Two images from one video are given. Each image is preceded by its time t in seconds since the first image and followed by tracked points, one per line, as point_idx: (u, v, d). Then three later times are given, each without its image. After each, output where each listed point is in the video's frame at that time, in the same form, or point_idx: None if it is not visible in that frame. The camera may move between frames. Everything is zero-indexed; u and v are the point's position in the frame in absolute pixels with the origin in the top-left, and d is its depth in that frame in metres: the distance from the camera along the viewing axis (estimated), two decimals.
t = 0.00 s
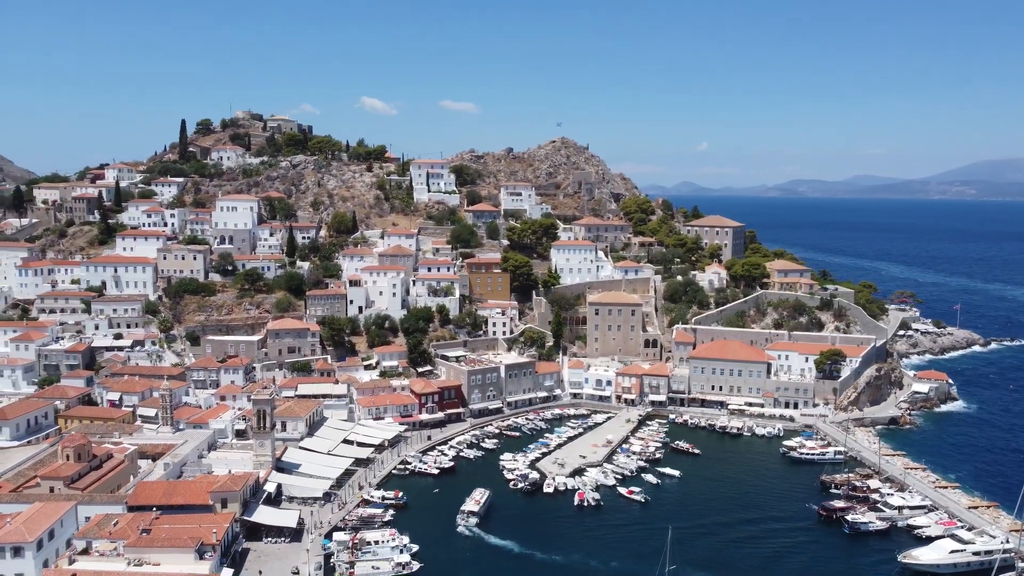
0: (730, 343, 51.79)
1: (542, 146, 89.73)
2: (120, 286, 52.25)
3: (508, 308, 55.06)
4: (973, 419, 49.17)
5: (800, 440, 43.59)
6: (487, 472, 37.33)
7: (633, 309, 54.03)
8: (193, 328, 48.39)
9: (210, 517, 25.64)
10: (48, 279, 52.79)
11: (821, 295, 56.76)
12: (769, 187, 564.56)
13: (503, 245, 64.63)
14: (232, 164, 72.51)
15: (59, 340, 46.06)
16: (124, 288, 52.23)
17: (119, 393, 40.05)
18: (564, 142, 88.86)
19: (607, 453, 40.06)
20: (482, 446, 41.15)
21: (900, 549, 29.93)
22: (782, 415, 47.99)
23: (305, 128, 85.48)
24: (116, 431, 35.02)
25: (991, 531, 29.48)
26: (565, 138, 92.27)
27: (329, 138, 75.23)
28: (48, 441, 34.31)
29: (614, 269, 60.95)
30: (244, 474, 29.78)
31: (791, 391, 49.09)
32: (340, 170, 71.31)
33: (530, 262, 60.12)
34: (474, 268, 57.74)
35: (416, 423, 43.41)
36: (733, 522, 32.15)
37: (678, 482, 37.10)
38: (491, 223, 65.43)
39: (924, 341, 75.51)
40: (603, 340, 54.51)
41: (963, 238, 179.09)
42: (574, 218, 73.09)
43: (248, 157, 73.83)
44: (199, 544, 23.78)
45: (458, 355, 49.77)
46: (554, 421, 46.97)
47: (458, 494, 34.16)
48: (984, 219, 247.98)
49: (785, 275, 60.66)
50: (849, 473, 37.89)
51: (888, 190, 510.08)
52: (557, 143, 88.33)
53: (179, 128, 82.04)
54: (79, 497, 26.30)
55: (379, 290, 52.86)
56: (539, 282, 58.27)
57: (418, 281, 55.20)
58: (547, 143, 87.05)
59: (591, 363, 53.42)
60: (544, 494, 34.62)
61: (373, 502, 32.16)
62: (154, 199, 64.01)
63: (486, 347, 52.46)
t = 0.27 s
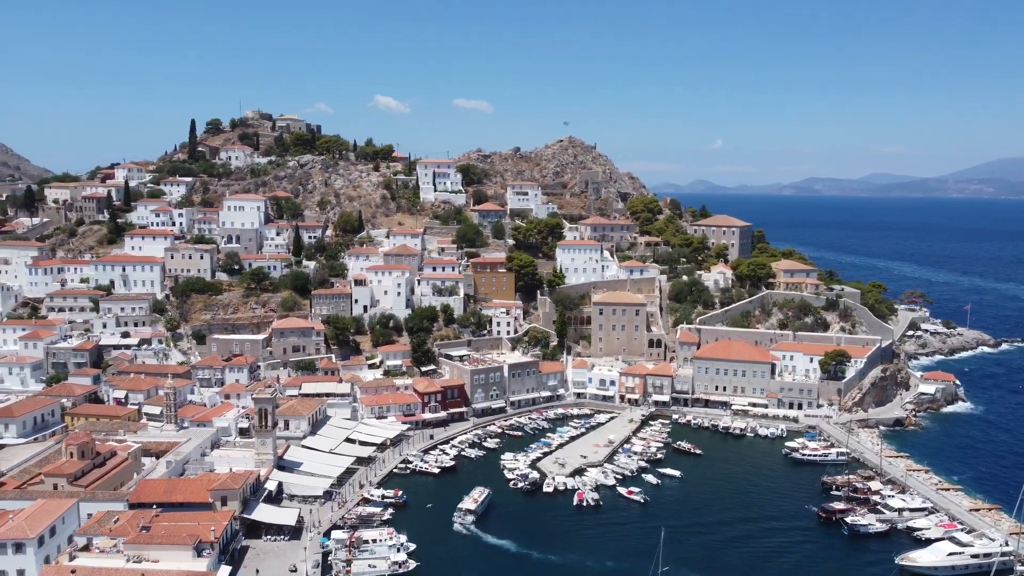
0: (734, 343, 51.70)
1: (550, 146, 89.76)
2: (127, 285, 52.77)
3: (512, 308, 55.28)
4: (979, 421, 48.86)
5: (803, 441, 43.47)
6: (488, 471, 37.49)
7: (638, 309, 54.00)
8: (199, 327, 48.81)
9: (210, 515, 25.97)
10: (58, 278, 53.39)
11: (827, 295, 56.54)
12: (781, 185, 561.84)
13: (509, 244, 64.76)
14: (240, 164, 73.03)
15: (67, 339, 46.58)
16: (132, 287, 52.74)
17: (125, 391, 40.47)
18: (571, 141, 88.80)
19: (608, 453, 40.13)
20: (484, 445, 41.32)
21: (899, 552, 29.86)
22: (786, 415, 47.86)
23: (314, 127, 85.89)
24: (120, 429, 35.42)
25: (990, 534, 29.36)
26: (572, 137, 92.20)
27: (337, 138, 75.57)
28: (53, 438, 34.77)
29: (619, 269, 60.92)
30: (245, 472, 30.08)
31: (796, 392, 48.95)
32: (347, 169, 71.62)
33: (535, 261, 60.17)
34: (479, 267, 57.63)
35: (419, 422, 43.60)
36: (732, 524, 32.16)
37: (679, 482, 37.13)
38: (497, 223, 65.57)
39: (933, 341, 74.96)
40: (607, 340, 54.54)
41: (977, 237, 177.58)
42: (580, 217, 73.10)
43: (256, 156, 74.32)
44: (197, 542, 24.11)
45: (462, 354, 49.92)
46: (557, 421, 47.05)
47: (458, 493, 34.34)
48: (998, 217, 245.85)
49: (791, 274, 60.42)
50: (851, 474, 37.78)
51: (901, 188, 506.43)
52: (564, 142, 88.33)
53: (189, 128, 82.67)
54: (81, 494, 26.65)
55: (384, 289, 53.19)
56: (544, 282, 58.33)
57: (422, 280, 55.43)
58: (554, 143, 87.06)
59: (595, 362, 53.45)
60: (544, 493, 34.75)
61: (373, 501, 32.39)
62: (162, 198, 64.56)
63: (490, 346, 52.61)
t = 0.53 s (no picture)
0: (738, 343, 51.61)
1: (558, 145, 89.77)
2: (136, 284, 53.32)
3: (517, 307, 55.50)
4: (986, 422, 48.51)
5: (806, 442, 43.33)
6: (489, 471, 37.65)
7: (642, 308, 53.96)
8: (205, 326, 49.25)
9: (209, 513, 26.28)
10: (68, 277, 54.04)
11: (833, 295, 56.32)
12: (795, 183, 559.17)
13: (514, 243, 64.89)
14: (249, 164, 73.59)
15: (76, 337, 47.16)
16: (140, 286, 53.29)
17: (131, 390, 40.89)
18: (579, 140, 88.80)
19: (609, 454, 40.18)
20: (485, 445, 41.46)
21: (898, 554, 29.75)
22: (790, 416, 47.71)
23: (323, 127, 86.38)
24: (125, 426, 35.85)
25: (990, 537, 29.20)
26: (581, 136, 92.20)
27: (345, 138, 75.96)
28: (60, 435, 35.23)
29: (625, 269, 60.90)
30: (246, 470, 30.38)
31: (800, 393, 48.78)
32: (355, 169, 71.98)
33: (541, 261, 60.24)
34: (484, 266, 58.06)
35: (422, 421, 43.78)
36: (731, 525, 32.12)
37: (679, 483, 37.11)
38: (503, 222, 65.74)
39: (943, 341, 74.38)
40: (611, 339, 54.55)
41: (991, 236, 175.86)
42: (587, 216, 73.11)
43: (265, 156, 74.86)
44: (195, 539, 24.40)
45: (466, 353, 50.09)
46: (560, 421, 47.13)
47: (458, 492, 34.50)
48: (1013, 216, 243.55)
49: (797, 275, 60.15)
50: (853, 476, 37.65)
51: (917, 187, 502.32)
52: (572, 142, 88.35)
53: (199, 128, 83.39)
54: (84, 491, 27.01)
55: (390, 289, 53.59)
56: (549, 281, 58.43)
57: (428, 280, 55.68)
58: (562, 142, 87.12)
59: (600, 362, 53.47)
60: (544, 493, 34.88)
61: (373, 499, 32.62)
62: (172, 198, 65.17)
63: (495, 346, 52.77)
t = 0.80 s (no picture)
0: (743, 343, 51.52)
1: (566, 144, 89.75)
2: (145, 283, 53.92)
3: (522, 307, 55.64)
4: (994, 424, 48.17)
5: (810, 443, 43.22)
6: (490, 470, 37.82)
7: (647, 309, 53.92)
8: (213, 325, 49.75)
9: (209, 510, 26.60)
10: (78, 276, 54.71)
11: (840, 296, 56.08)
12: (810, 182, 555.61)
13: (521, 243, 65.01)
14: (258, 163, 74.15)
15: (85, 335, 47.80)
16: (149, 285, 53.89)
17: (138, 387, 41.47)
18: (588, 139, 88.72)
19: (611, 454, 40.26)
20: (488, 444, 41.65)
21: (898, 557, 29.69)
22: (795, 417, 47.59)
23: (332, 126, 86.81)
24: (131, 424, 36.34)
25: (991, 542, 29.07)
26: (589, 135, 92.13)
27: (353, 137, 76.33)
28: (67, 433, 35.78)
29: (631, 268, 60.89)
30: (248, 468, 30.71)
31: (804, 394, 48.65)
32: (363, 168, 72.33)
33: (547, 261, 60.34)
34: (490, 266, 58.26)
35: (425, 420, 44.06)
36: (730, 526, 32.11)
37: (680, 483, 37.14)
38: (510, 222, 65.87)
39: (954, 341, 73.77)
40: (616, 339, 54.60)
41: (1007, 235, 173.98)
42: (594, 216, 73.11)
43: (274, 155, 75.39)
44: (195, 536, 24.74)
45: (471, 353, 50.31)
46: (563, 420, 47.24)
47: (458, 490, 34.69)
48: None
49: (805, 275, 59.86)
50: (855, 478, 37.54)
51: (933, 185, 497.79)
52: (580, 141, 88.30)
53: (210, 128, 84.06)
54: (87, 488, 27.51)
55: (395, 288, 53.84)
56: (554, 281, 58.51)
57: (433, 279, 55.95)
58: (570, 141, 87.10)
59: (604, 362, 53.53)
60: (544, 493, 35.02)
61: (373, 498, 32.88)
62: (181, 197, 65.80)
63: (499, 345, 52.97)
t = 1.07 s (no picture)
0: (748, 344, 51.41)
1: (575, 143, 89.72)
2: (154, 281, 54.51)
3: (527, 306, 55.75)
4: (1002, 426, 47.82)
5: (814, 444, 43.08)
6: (492, 469, 37.98)
7: (652, 309, 53.89)
8: (220, 323, 50.21)
9: (210, 508, 26.95)
10: (89, 275, 55.39)
11: (846, 296, 55.82)
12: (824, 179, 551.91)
13: (527, 242, 65.11)
14: (268, 162, 74.69)
15: (95, 333, 48.40)
16: (158, 283, 54.47)
17: (144, 385, 42.02)
18: (596, 138, 88.66)
19: (613, 454, 40.32)
20: (491, 443, 41.83)
21: (897, 559, 29.61)
22: (800, 418, 47.44)
23: (341, 126, 87.26)
24: (137, 421, 36.81)
25: (991, 545, 28.92)
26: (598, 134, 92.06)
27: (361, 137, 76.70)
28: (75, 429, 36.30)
29: (637, 268, 60.86)
30: (249, 467, 31.03)
31: (809, 395, 48.49)
32: (371, 168, 72.66)
33: (552, 260, 60.41)
34: (496, 266, 58.41)
35: (429, 419, 44.30)
36: (730, 527, 32.11)
37: (681, 484, 37.17)
38: (516, 221, 65.99)
39: (965, 342, 73.18)
40: (621, 339, 54.62)
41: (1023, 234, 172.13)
42: (602, 215, 73.10)
43: (283, 155, 75.90)
44: (195, 534, 25.07)
45: (475, 352, 50.50)
46: (567, 420, 47.33)
47: (459, 489, 34.87)
48: None
49: (812, 275, 59.59)
50: (858, 480, 37.42)
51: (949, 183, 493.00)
52: (588, 140, 88.25)
53: (221, 127, 84.73)
54: (91, 485, 27.91)
55: (401, 288, 54.05)
56: (560, 280, 58.58)
57: (438, 279, 56.19)
58: (579, 140, 87.08)
59: (609, 362, 53.57)
60: (545, 493, 35.15)
61: (374, 497, 33.13)
62: (191, 196, 66.41)
63: (504, 345, 53.14)
